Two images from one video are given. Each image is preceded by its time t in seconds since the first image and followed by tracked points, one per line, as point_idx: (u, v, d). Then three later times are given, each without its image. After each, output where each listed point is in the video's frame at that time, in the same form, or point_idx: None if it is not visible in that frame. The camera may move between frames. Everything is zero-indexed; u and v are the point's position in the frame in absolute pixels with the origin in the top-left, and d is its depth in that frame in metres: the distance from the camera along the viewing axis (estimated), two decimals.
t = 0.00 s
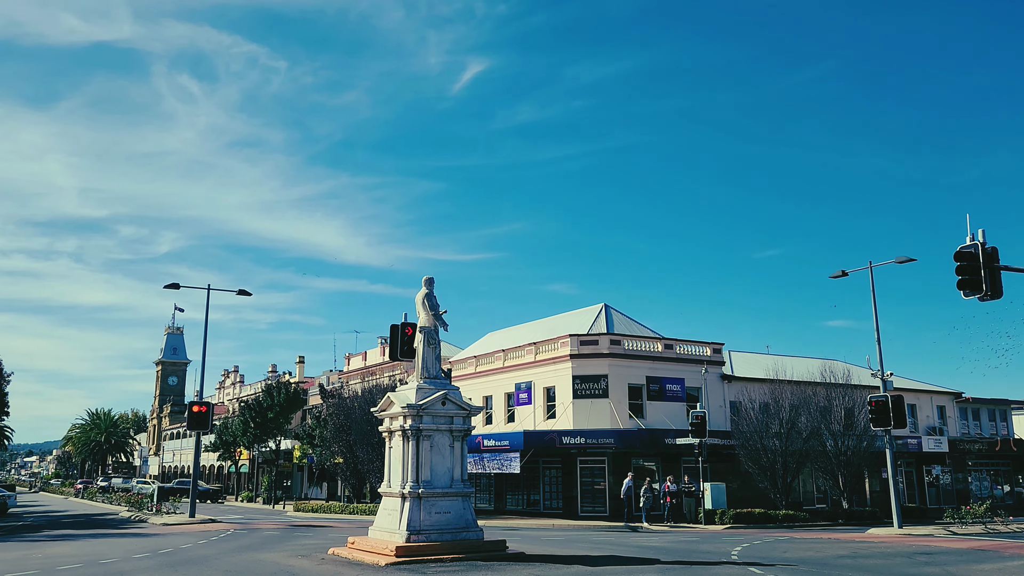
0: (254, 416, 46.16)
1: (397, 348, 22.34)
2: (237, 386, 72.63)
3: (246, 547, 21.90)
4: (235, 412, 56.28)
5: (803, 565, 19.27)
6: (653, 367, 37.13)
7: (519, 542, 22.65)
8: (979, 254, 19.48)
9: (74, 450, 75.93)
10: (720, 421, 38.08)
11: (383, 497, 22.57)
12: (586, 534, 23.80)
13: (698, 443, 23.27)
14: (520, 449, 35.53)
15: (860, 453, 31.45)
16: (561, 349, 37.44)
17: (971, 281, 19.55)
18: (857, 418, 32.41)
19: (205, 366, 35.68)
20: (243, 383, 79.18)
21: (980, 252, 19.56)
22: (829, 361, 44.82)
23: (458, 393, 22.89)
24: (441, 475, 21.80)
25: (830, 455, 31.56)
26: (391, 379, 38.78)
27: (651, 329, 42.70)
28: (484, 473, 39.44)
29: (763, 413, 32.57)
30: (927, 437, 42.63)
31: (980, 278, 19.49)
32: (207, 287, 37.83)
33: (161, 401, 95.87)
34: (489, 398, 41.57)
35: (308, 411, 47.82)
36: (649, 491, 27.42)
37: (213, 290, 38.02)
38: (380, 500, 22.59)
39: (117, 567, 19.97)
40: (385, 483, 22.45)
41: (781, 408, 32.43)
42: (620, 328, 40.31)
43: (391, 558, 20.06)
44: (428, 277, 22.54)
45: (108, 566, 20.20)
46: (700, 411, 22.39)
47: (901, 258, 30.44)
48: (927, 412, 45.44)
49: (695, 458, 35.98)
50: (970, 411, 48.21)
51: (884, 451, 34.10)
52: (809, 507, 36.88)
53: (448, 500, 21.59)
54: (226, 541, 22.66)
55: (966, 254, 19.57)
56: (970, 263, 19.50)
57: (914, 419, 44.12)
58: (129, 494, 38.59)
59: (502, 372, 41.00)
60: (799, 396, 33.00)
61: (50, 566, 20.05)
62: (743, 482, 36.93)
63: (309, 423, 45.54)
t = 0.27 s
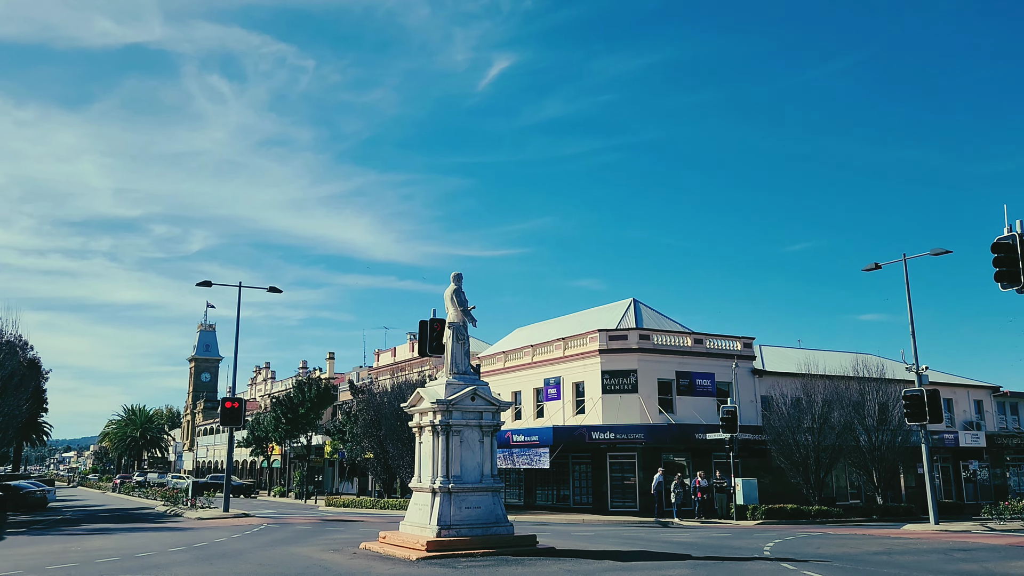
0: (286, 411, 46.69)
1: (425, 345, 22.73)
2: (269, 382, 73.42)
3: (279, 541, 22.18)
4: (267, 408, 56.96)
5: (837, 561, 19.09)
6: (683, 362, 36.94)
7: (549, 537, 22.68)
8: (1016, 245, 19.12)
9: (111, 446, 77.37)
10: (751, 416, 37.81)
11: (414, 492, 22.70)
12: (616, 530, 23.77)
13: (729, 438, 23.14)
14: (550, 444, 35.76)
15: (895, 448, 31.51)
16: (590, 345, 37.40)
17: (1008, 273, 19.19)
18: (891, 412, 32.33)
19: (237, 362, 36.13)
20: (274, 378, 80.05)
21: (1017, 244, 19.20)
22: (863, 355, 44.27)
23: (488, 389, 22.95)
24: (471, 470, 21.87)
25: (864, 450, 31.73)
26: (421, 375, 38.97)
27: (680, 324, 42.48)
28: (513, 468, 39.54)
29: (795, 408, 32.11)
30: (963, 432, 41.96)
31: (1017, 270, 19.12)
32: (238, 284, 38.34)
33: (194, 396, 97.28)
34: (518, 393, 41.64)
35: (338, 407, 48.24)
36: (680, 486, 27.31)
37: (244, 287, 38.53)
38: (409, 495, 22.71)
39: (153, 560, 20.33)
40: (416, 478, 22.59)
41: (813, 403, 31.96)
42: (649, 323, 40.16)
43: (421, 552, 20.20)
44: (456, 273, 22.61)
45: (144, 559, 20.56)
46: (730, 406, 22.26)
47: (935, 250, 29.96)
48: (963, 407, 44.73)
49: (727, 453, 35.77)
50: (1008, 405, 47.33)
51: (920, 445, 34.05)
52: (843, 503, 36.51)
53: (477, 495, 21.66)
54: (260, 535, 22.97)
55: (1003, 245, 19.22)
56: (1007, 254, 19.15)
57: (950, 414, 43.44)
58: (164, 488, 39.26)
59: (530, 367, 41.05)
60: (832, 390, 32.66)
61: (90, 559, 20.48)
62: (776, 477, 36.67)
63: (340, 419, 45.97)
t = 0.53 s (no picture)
0: (315, 407, 47.12)
1: (452, 341, 22.30)
2: (298, 377, 74.11)
3: (310, 535, 22.42)
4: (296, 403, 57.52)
5: (870, 557, 18.87)
6: (711, 357, 36.74)
7: (577, 532, 22.68)
8: None
9: (145, 441, 78.69)
10: (780, 410, 37.51)
11: (442, 487, 22.79)
12: (645, 525, 23.71)
13: (759, 433, 22.96)
14: (577, 439, 35.63)
15: (929, 443, 31.20)
16: (617, 339, 37.30)
17: None
18: (924, 407, 31.88)
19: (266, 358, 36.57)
20: (304, 374, 80.89)
21: None
22: (895, 349, 43.71)
23: (515, 384, 22.98)
24: (499, 465, 21.90)
25: (896, 445, 31.39)
26: (448, 370, 39.15)
27: (708, 318, 42.25)
28: (541, 463, 39.60)
29: (825, 402, 31.80)
30: (999, 426, 41.28)
31: None
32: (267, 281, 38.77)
33: (226, 392, 98.56)
34: (545, 388, 41.68)
35: (366, 402, 48.62)
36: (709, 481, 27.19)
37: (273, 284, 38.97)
38: (438, 490, 22.81)
39: (187, 554, 20.64)
40: (444, 473, 22.68)
41: (844, 397, 31.63)
42: (676, 318, 40.00)
43: (450, 547, 20.29)
44: (483, 269, 22.63)
45: (179, 552, 20.90)
46: (760, 400, 22.09)
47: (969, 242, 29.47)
48: (999, 400, 44.01)
49: (756, 448, 35.53)
50: None
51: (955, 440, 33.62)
52: (875, 499, 36.13)
53: (505, 490, 21.69)
54: (291, 529, 23.23)
55: None
56: None
57: (985, 408, 42.76)
58: (197, 483, 39.86)
59: (557, 362, 41.05)
60: (862, 384, 32.26)
61: (125, 552, 20.86)
62: (806, 473, 36.38)
63: (368, 414, 46.32)
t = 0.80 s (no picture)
0: (341, 402, 47.44)
1: (476, 337, 22.63)
2: (323, 373, 74.64)
3: (337, 529, 22.61)
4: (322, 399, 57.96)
5: (900, 553, 18.69)
6: (738, 352, 36.52)
7: (603, 527, 22.67)
8: None
9: (174, 436, 79.78)
10: (808, 405, 37.20)
11: (468, 482, 22.86)
12: (671, 520, 23.65)
13: (785, 428, 22.81)
14: (603, 434, 35.57)
15: (960, 438, 30.86)
16: (642, 334, 37.19)
17: None
18: (955, 402, 31.60)
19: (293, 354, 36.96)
20: (330, 370, 81.55)
21: None
22: (924, 342, 43.18)
23: (540, 379, 23.02)
24: (525, 461, 21.95)
25: (926, 440, 31.11)
26: (472, 366, 39.29)
27: (734, 312, 42.00)
28: (566, 459, 39.60)
29: (854, 397, 31.51)
30: None
31: None
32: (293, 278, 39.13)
33: (253, 388, 99.61)
34: (570, 383, 41.65)
35: (392, 398, 48.90)
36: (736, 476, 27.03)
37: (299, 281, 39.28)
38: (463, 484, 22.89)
39: (217, 548, 20.87)
40: (469, 468, 22.73)
41: (873, 391, 31.31)
42: (702, 312, 39.80)
43: (476, 541, 20.36)
44: (507, 265, 22.67)
45: (208, 546, 21.17)
46: (787, 395, 21.95)
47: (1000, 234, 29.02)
48: None
49: (783, 443, 35.30)
50: None
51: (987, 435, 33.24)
52: (904, 494, 35.74)
53: (531, 485, 21.72)
54: (318, 523, 23.44)
55: None
56: None
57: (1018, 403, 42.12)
58: (225, 478, 40.36)
59: (582, 357, 41.00)
60: (892, 378, 31.92)
61: (156, 546, 21.16)
62: (834, 468, 36.10)
63: (394, 409, 46.60)
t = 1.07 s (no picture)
0: (364, 398, 47.74)
1: (499, 331, 22.43)
2: (346, 369, 75.04)
3: (362, 524, 22.77)
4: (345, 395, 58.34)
5: (927, 549, 18.50)
6: (761, 346, 36.31)
7: (626, 522, 22.65)
8: None
9: (199, 432, 80.73)
10: (833, 400, 36.91)
11: (491, 477, 22.91)
12: (694, 515, 23.58)
13: (811, 423, 22.67)
14: (625, 430, 35.49)
15: (988, 433, 30.47)
16: (665, 329, 37.07)
17: None
18: (984, 396, 31.15)
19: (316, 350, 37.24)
20: (352, 366, 82.11)
21: None
22: (951, 337, 42.66)
23: (562, 374, 23.00)
24: (547, 456, 21.96)
25: (953, 435, 30.78)
26: (494, 362, 39.38)
27: (757, 307, 41.76)
28: (588, 454, 39.60)
29: (879, 391, 31.25)
30: None
31: None
32: (316, 275, 39.43)
33: (276, 384, 100.50)
34: (592, 378, 41.60)
35: (414, 393, 49.07)
36: (759, 471, 26.90)
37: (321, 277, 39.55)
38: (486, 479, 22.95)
39: (243, 542, 21.10)
40: (492, 463, 22.77)
41: (899, 385, 31.01)
42: (724, 307, 39.61)
43: (500, 536, 20.41)
44: (529, 260, 22.67)
45: (234, 540, 21.38)
46: (812, 389, 21.82)
47: None
48: None
49: (807, 438, 35.08)
50: None
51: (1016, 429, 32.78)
52: (931, 490, 35.37)
53: (553, 481, 21.73)
54: (342, 518, 23.62)
55: None
56: None
57: None
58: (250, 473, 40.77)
59: (604, 353, 40.94)
60: (918, 372, 31.58)
61: (183, 540, 21.43)
62: (859, 463, 35.83)
63: (416, 404, 46.79)
